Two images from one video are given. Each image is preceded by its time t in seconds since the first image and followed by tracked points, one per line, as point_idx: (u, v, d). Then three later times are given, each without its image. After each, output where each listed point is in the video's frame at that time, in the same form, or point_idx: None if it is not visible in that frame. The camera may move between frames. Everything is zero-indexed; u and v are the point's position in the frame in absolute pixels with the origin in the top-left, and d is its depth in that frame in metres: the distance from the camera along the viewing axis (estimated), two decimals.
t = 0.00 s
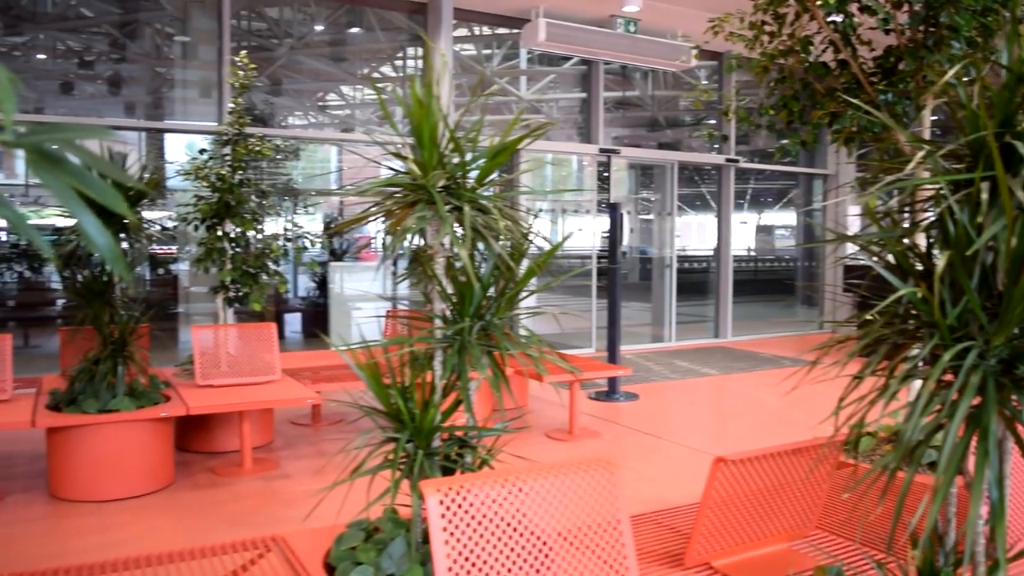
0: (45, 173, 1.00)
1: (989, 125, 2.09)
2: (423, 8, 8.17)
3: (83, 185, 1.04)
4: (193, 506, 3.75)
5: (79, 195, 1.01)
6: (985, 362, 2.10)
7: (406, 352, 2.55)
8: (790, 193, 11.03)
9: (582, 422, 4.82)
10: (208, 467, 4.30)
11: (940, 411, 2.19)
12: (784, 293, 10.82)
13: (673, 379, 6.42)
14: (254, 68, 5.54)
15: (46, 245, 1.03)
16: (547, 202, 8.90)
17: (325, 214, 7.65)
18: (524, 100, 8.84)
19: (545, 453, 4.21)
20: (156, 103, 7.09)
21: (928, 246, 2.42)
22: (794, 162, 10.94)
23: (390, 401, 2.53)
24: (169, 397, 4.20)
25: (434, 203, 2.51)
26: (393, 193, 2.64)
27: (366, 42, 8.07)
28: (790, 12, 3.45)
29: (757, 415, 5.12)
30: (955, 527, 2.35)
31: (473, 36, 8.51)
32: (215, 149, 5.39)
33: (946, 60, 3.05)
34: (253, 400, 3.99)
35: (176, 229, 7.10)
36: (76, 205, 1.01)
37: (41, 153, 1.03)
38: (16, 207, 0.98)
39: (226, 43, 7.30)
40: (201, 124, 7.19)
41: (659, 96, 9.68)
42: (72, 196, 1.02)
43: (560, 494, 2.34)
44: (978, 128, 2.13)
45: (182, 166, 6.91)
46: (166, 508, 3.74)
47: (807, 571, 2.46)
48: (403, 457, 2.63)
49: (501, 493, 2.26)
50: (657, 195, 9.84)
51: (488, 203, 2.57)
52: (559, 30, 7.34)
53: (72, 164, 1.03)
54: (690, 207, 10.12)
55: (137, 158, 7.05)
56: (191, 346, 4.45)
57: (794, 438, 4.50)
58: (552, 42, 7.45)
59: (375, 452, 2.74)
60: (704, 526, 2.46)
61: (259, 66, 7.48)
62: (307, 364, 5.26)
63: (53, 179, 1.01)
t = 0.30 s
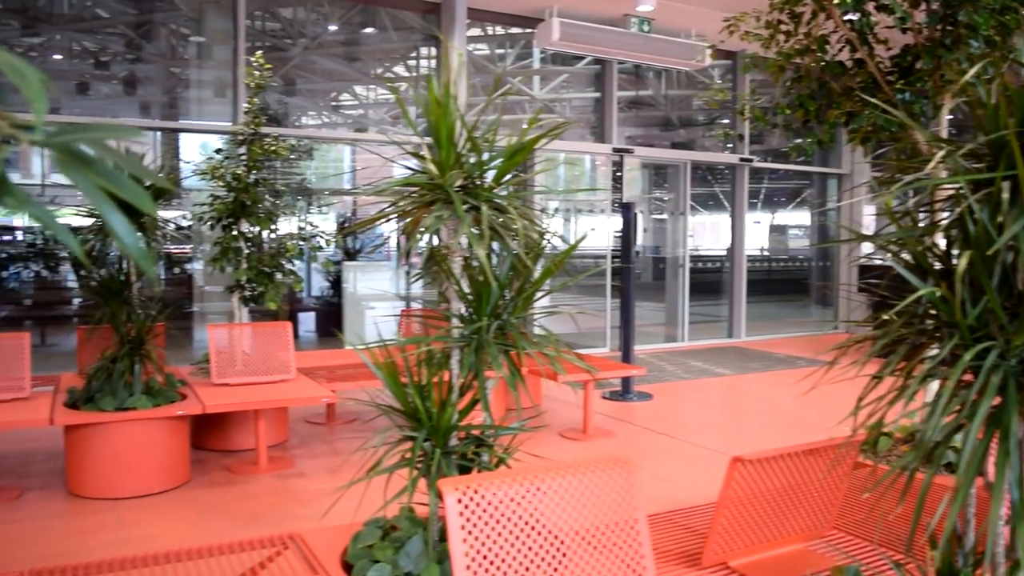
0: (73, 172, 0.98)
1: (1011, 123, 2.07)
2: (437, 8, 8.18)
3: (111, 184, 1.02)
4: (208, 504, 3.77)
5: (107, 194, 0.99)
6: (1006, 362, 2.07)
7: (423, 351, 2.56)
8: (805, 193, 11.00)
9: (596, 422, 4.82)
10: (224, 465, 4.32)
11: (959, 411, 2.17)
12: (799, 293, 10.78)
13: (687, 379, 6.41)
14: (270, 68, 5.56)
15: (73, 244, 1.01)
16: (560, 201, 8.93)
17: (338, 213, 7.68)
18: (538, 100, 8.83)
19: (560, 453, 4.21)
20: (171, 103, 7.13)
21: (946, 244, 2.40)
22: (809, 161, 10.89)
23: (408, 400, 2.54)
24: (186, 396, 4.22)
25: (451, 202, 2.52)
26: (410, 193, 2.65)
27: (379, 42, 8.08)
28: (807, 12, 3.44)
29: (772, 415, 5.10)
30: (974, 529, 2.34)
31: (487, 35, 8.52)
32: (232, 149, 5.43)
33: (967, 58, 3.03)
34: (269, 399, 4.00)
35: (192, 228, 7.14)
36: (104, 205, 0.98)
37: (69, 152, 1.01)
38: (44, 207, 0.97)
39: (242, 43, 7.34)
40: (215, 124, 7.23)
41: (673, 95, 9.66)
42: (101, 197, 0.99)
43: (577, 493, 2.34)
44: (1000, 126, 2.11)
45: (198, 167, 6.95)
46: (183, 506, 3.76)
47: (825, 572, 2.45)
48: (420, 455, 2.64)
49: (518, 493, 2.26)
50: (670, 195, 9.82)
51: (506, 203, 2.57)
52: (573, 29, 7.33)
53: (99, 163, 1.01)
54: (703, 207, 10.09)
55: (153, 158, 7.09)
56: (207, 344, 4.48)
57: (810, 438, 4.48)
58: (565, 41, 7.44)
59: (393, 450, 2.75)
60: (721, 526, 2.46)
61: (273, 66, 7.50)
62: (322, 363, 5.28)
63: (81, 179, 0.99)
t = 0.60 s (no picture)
0: (105, 171, 0.96)
1: None
2: (451, 8, 8.20)
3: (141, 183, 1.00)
4: (224, 502, 3.79)
5: (139, 194, 0.97)
6: None
7: (441, 350, 2.56)
8: (819, 193, 10.97)
9: (610, 422, 4.81)
10: (240, 464, 4.34)
11: (982, 412, 2.15)
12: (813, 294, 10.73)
13: (702, 379, 6.39)
14: (285, 68, 5.58)
15: (103, 243, 1.00)
16: (573, 201, 8.93)
17: (351, 213, 7.69)
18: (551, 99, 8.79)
19: (575, 453, 4.21)
20: (186, 103, 7.18)
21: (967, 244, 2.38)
22: (823, 161, 10.83)
23: (426, 398, 2.55)
24: (202, 394, 4.24)
25: (470, 201, 2.52)
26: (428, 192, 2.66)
27: (393, 42, 8.10)
28: (825, 12, 3.41)
29: (787, 416, 5.08)
30: (996, 530, 2.32)
31: (500, 35, 8.54)
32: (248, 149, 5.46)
33: (989, 57, 3.00)
34: (284, 398, 4.01)
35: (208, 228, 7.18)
36: (136, 205, 0.97)
37: (101, 152, 1.00)
38: (75, 204, 0.95)
39: (257, 43, 7.37)
40: (230, 124, 7.27)
41: (686, 95, 9.64)
42: (130, 195, 0.97)
43: (595, 492, 2.33)
44: None
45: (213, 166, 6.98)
46: (199, 503, 3.78)
47: (845, 572, 2.44)
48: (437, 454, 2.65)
49: (537, 491, 2.26)
50: (685, 195, 9.80)
51: (525, 203, 2.57)
52: (587, 29, 7.33)
53: (130, 163, 1.00)
54: (717, 207, 10.05)
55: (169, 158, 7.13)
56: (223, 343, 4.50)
57: (826, 439, 4.46)
58: (579, 40, 7.43)
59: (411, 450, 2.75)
60: (739, 526, 2.45)
61: (288, 66, 7.54)
62: (336, 362, 5.30)
63: (113, 179, 0.97)
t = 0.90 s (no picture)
0: (144, 171, 0.96)
1: None
2: (469, 8, 8.21)
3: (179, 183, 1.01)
4: (246, 500, 3.80)
5: (178, 194, 0.98)
6: None
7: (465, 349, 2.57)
8: (838, 192, 10.91)
9: (630, 422, 4.80)
10: (261, 462, 4.36)
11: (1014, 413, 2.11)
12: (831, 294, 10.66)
13: (721, 379, 6.36)
14: (305, 69, 5.60)
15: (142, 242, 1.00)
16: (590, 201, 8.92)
17: (368, 213, 7.71)
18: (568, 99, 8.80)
19: (595, 453, 4.21)
20: (205, 104, 7.25)
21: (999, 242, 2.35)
22: (843, 160, 10.75)
23: (450, 398, 2.55)
24: (224, 393, 4.27)
25: (495, 201, 2.52)
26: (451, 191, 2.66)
27: (411, 42, 8.12)
28: (848, 10, 3.38)
29: (808, 417, 5.05)
30: None
31: (518, 35, 8.55)
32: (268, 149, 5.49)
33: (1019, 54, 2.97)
34: (305, 397, 4.03)
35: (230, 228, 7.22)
36: (176, 205, 0.98)
37: (140, 152, 1.00)
38: (116, 204, 0.96)
39: (277, 44, 7.41)
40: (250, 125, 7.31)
41: (704, 94, 9.62)
42: (169, 195, 0.98)
43: (621, 493, 2.33)
44: None
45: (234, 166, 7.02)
46: (221, 501, 3.80)
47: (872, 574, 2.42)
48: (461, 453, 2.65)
49: (563, 491, 2.25)
50: (703, 194, 9.77)
51: (550, 203, 2.57)
52: (606, 28, 7.32)
53: (169, 162, 1.00)
54: (735, 206, 10.00)
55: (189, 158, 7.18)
56: (244, 342, 4.52)
57: (848, 441, 4.43)
58: (596, 40, 7.41)
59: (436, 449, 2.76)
60: (765, 526, 2.44)
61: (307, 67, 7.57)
62: (356, 361, 5.31)
63: (151, 178, 0.97)
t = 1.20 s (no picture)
0: (173, 168, 0.96)
1: None
2: (484, 7, 8.22)
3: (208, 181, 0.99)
4: (262, 499, 3.82)
5: (210, 193, 0.97)
6: None
7: (484, 348, 2.57)
8: (854, 190, 10.86)
9: (646, 422, 4.79)
10: (277, 461, 4.37)
11: None
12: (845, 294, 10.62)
13: (736, 380, 6.34)
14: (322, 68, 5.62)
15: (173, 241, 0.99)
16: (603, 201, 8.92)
17: (382, 212, 7.74)
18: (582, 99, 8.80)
19: (611, 453, 4.20)
20: (220, 103, 7.28)
21: None
22: (858, 160, 10.69)
23: (469, 397, 2.56)
24: (241, 391, 4.29)
25: (515, 199, 2.52)
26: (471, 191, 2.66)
27: (425, 42, 8.13)
28: (867, 9, 3.35)
29: (824, 417, 5.03)
30: None
31: (532, 35, 8.55)
32: (284, 149, 5.51)
33: None
34: (321, 396, 4.04)
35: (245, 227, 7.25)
36: (206, 204, 0.96)
37: (172, 150, 0.99)
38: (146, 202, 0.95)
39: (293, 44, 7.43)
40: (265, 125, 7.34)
41: (718, 93, 9.59)
42: (200, 195, 0.97)
43: (641, 493, 2.32)
44: None
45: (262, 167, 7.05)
46: (238, 499, 3.82)
47: None
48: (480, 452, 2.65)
49: (583, 491, 2.24)
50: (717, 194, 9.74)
51: (570, 202, 2.57)
52: (621, 28, 7.32)
53: (199, 160, 0.99)
54: (748, 206, 9.95)
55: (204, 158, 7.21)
56: (261, 342, 4.54)
57: (866, 441, 4.41)
58: (611, 39, 7.39)
59: (455, 448, 2.77)
60: (786, 527, 2.43)
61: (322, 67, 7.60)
62: (371, 360, 5.33)
63: (181, 176, 0.96)
